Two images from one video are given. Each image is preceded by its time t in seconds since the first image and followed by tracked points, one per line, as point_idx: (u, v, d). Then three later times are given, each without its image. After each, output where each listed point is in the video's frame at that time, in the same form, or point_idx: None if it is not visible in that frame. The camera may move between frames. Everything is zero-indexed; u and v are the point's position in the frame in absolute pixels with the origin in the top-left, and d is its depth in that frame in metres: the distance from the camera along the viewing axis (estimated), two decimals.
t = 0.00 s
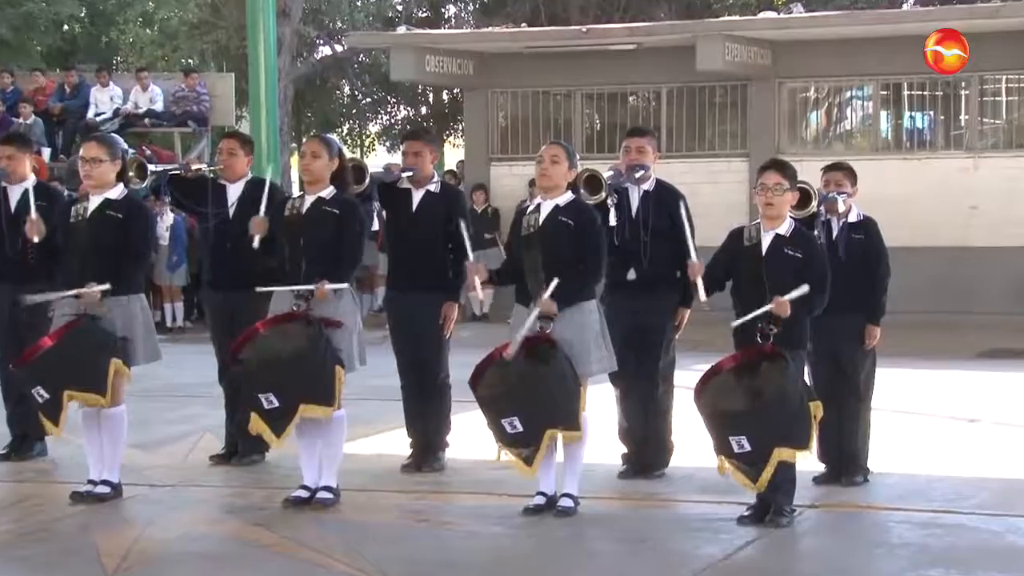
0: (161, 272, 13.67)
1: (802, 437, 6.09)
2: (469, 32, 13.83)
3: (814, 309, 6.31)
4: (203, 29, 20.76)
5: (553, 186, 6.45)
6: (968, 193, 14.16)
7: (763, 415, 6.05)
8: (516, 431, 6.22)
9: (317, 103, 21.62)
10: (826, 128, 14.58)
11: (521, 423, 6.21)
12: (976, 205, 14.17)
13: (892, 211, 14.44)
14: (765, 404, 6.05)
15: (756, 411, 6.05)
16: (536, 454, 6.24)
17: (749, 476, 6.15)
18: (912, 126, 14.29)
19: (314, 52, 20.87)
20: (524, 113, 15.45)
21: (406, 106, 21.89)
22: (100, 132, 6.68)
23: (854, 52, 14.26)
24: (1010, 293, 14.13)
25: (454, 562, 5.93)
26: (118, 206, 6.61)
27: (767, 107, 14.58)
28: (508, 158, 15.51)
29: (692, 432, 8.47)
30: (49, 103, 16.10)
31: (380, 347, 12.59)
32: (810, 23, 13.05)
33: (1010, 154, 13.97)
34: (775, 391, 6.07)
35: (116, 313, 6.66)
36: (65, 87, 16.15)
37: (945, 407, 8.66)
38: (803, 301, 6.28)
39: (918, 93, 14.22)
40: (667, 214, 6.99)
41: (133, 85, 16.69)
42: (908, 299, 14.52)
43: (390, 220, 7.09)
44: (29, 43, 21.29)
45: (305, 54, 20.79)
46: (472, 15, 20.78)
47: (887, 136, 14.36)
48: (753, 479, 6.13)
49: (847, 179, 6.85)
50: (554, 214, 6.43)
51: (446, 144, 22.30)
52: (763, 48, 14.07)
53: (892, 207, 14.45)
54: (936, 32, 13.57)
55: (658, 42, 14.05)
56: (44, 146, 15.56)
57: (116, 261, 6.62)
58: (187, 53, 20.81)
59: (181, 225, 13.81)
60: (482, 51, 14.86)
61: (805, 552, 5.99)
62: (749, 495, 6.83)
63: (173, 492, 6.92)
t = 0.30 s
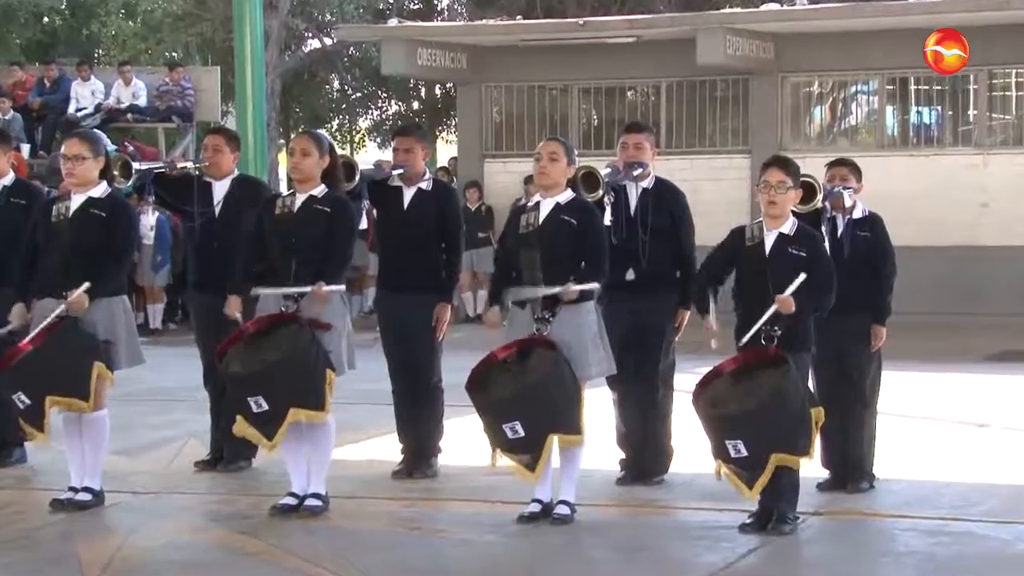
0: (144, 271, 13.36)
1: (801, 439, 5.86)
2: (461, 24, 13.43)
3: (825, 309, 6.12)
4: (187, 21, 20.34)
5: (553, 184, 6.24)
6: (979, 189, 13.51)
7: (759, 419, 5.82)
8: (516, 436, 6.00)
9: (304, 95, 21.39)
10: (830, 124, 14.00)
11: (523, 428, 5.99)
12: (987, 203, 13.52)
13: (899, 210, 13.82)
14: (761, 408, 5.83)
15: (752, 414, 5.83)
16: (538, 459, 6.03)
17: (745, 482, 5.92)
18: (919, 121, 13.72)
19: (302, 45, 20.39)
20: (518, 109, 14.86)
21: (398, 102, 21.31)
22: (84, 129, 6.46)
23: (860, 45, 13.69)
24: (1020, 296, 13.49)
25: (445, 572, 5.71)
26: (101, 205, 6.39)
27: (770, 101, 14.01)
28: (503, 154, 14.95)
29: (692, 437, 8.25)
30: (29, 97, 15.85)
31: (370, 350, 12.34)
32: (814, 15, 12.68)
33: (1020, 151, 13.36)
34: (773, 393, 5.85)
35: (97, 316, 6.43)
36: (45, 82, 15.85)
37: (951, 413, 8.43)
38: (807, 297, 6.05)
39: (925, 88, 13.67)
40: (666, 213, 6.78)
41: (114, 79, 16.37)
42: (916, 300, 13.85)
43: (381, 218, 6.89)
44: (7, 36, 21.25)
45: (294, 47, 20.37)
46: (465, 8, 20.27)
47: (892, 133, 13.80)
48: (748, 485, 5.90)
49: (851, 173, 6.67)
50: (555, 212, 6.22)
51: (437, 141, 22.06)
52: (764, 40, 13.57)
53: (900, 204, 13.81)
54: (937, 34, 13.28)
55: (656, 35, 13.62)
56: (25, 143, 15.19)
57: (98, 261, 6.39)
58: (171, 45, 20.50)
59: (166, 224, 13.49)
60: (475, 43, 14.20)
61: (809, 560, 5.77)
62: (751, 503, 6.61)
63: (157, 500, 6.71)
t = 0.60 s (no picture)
0: (127, 273, 13.06)
1: (802, 448, 5.65)
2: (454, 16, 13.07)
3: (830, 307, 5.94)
4: (170, 12, 19.56)
5: (545, 180, 6.03)
6: (988, 187, 12.97)
7: (760, 426, 5.63)
8: (510, 439, 5.79)
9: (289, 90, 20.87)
10: (832, 119, 13.48)
11: (518, 431, 5.78)
12: (994, 201, 12.99)
13: (905, 207, 13.28)
14: (761, 415, 5.64)
15: (752, 422, 5.64)
16: (532, 465, 5.82)
17: (746, 491, 5.69)
18: (925, 117, 13.17)
19: (288, 38, 19.82)
20: (512, 103, 14.32)
21: (388, 96, 21.01)
22: (60, 124, 6.24)
23: (857, 39, 13.23)
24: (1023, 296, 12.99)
25: None
26: (78, 202, 6.15)
27: (769, 96, 13.47)
28: (496, 151, 14.38)
29: (689, 442, 8.03)
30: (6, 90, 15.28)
31: (360, 352, 12.07)
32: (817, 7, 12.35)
33: None
34: (771, 402, 5.64)
35: (77, 317, 6.17)
36: (23, 75, 15.28)
37: (955, 418, 8.20)
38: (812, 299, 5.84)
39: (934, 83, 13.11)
40: (664, 209, 6.58)
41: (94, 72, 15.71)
42: (923, 300, 13.30)
43: (370, 216, 6.69)
44: None
45: (279, 40, 19.78)
46: (458, 0, 19.91)
47: (897, 128, 13.26)
48: (749, 493, 5.68)
49: (856, 170, 6.47)
50: (551, 209, 6.04)
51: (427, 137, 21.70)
52: (765, 32, 13.17)
53: (911, 198, 13.24)
54: (935, 33, 12.89)
55: (654, 28, 13.28)
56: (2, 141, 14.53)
57: (76, 260, 6.15)
58: (152, 38, 19.64)
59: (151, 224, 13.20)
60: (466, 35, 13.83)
61: (813, 569, 5.55)
62: (752, 510, 6.39)
63: (139, 508, 6.48)
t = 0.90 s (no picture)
0: (108, 274, 12.85)
1: (803, 452, 5.47)
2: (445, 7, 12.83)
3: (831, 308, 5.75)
4: (149, 3, 19.10)
5: (534, 177, 5.82)
6: (993, 183, 12.78)
7: (762, 428, 5.43)
8: (501, 444, 5.60)
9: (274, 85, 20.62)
10: (834, 114, 13.29)
11: (509, 436, 5.58)
12: (1001, 198, 12.79)
13: (905, 205, 13.09)
14: (763, 417, 5.43)
15: (754, 424, 5.43)
16: (524, 471, 5.62)
17: (747, 495, 5.52)
18: (930, 111, 13.00)
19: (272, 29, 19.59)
20: (503, 98, 14.13)
21: (374, 89, 20.72)
22: (36, 119, 6.06)
23: (860, 30, 13.03)
24: None
25: None
26: (53, 199, 5.94)
27: (770, 90, 13.27)
28: (487, 146, 14.17)
29: (687, 447, 7.83)
30: None
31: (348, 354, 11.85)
32: None
33: None
34: (774, 404, 5.43)
35: (53, 318, 5.99)
36: None
37: (959, 423, 8.00)
38: (812, 299, 5.63)
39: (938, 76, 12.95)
40: (661, 207, 6.39)
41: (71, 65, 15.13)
42: (928, 298, 13.14)
43: (357, 213, 6.49)
44: None
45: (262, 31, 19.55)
46: None
47: (901, 124, 13.07)
48: (751, 498, 5.50)
49: (859, 167, 6.27)
50: (541, 207, 5.82)
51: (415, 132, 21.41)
52: (765, 24, 12.98)
53: (911, 197, 13.07)
54: (935, 33, 12.77)
55: (650, 20, 13.05)
56: None
57: (51, 259, 5.94)
58: (130, 30, 19.13)
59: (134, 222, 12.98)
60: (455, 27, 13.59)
61: None
62: (751, 517, 6.18)
63: (117, 517, 6.27)
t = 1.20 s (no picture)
0: (88, 274, 12.69)
1: (803, 455, 5.32)
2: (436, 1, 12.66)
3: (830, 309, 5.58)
4: None
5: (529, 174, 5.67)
6: (994, 181, 12.66)
7: (760, 429, 5.28)
8: (487, 447, 5.44)
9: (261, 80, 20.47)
10: (833, 110, 13.15)
11: (495, 439, 5.43)
12: (1004, 196, 12.66)
13: (903, 203, 12.95)
14: (761, 417, 5.29)
15: (752, 425, 5.29)
16: (509, 475, 5.44)
17: (744, 500, 5.37)
18: (931, 107, 12.86)
19: (257, 22, 19.94)
20: (493, 94, 13.95)
21: (361, 84, 20.54)
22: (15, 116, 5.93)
23: (860, 24, 12.90)
24: None
25: None
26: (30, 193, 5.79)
27: (769, 84, 13.12)
28: (477, 143, 14.01)
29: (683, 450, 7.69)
30: None
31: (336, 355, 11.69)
32: None
33: None
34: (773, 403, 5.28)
35: (32, 319, 5.84)
36: None
37: (960, 426, 7.85)
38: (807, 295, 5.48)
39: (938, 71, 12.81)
40: (655, 204, 6.24)
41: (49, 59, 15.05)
42: (926, 297, 13.00)
43: (344, 211, 6.34)
44: None
45: (248, 25, 19.90)
46: None
47: (900, 119, 12.93)
48: (748, 503, 5.36)
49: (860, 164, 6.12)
50: (534, 205, 5.66)
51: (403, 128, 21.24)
52: (762, 18, 12.84)
53: (909, 194, 12.93)
54: (935, 34, 12.62)
55: (644, 13, 12.91)
56: None
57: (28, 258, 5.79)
58: (111, 23, 19.11)
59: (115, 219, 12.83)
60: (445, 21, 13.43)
61: None
62: (747, 523, 6.04)
63: (97, 523, 6.11)
